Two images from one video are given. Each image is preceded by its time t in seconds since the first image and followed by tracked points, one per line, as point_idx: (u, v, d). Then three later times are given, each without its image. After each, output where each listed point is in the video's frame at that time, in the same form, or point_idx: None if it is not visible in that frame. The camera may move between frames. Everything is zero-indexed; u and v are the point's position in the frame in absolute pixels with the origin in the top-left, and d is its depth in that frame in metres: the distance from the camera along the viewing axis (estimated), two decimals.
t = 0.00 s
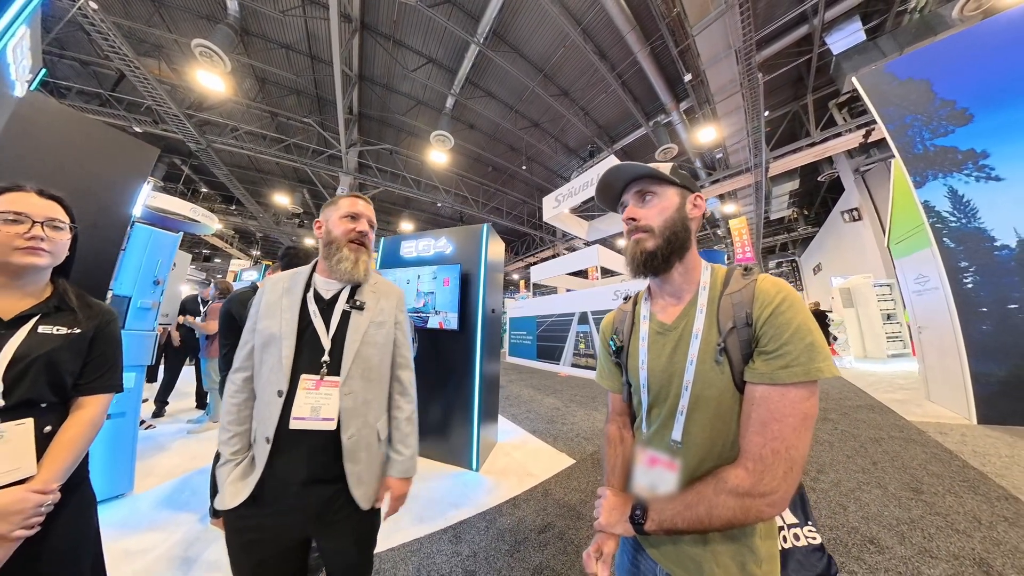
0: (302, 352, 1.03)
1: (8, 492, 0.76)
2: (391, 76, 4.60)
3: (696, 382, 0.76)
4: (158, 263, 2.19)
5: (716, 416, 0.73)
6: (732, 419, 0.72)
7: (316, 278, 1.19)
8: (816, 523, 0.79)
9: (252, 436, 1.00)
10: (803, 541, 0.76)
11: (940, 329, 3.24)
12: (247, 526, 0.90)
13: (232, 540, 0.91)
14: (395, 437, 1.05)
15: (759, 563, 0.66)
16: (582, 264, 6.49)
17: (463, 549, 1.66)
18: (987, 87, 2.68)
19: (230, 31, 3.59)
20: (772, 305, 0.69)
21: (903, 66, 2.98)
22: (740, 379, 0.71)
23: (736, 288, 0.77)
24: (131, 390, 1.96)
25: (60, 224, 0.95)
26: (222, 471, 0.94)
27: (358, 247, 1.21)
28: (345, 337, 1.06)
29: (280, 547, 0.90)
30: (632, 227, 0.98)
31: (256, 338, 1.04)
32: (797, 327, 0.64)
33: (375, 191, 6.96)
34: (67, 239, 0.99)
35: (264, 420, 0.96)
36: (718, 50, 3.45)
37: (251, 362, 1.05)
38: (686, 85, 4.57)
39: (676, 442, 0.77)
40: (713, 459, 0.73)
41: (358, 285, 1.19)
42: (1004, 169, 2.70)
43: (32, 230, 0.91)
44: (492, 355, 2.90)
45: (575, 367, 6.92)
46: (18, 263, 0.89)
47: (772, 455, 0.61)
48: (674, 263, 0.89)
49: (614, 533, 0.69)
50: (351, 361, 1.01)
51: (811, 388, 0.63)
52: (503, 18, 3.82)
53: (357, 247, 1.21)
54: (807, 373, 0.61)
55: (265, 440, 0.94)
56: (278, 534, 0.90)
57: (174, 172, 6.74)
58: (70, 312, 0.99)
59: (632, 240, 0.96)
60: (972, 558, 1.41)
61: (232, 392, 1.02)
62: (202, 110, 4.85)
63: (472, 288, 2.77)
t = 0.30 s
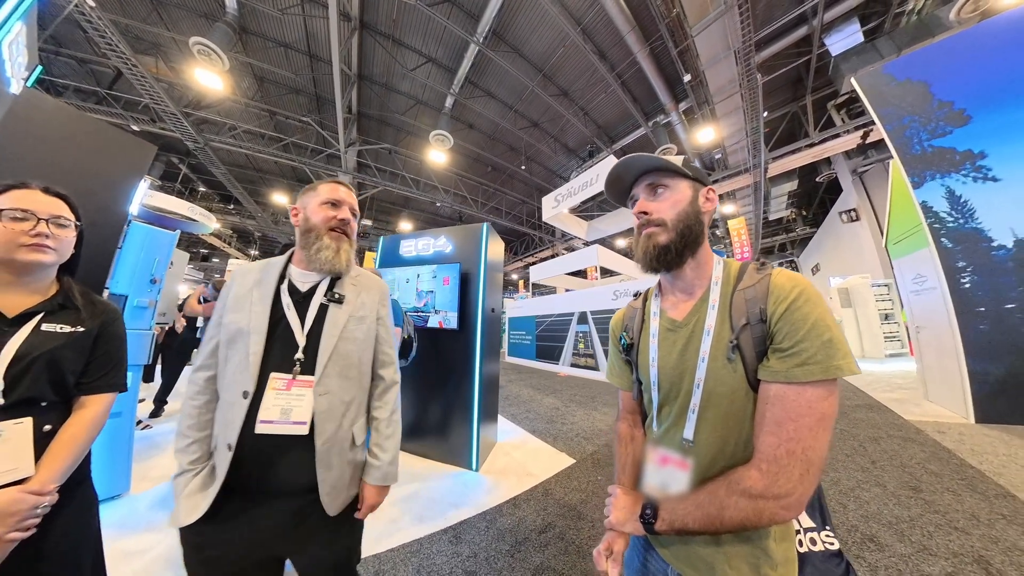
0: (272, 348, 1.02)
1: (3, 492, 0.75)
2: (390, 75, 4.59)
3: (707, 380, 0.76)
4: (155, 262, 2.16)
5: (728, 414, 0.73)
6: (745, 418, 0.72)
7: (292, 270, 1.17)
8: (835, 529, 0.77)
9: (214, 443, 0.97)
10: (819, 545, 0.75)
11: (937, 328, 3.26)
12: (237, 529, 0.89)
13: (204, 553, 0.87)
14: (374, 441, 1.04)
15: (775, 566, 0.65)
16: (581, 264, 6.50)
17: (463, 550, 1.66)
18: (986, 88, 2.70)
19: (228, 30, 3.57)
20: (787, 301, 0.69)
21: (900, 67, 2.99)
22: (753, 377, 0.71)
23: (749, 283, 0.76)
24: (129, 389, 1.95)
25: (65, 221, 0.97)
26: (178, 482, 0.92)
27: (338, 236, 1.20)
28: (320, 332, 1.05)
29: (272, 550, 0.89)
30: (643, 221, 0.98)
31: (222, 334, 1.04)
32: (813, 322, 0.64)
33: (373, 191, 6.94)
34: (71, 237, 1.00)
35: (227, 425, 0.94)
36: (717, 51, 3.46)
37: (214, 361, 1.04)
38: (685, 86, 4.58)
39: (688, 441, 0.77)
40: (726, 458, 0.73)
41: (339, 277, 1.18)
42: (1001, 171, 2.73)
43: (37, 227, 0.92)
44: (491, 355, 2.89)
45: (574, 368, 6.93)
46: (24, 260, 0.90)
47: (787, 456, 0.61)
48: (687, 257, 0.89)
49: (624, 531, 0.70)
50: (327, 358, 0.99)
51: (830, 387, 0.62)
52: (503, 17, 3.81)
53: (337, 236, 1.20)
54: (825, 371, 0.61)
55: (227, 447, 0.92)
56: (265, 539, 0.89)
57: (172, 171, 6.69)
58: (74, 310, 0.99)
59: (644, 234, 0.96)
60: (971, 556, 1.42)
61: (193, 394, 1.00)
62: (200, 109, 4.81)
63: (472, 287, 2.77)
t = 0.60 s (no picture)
0: (245, 353, 0.99)
1: None
2: (390, 75, 4.58)
3: (718, 383, 0.76)
4: (153, 261, 2.13)
5: (740, 418, 0.73)
6: (757, 423, 0.72)
7: (269, 266, 1.17)
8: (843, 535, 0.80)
9: (177, 457, 0.95)
10: (826, 550, 0.78)
11: (936, 329, 3.28)
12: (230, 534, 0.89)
13: (196, 557, 0.86)
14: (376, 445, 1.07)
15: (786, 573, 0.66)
16: (580, 264, 6.51)
17: (463, 552, 1.65)
18: (984, 90, 2.72)
19: (226, 28, 3.55)
20: (800, 304, 0.69)
21: (899, 70, 3.00)
22: (766, 381, 0.71)
23: (759, 285, 0.76)
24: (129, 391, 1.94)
25: (65, 223, 0.98)
26: (136, 501, 0.88)
27: (301, 224, 1.16)
28: (301, 333, 1.03)
29: (266, 556, 0.88)
30: (653, 222, 0.98)
31: (190, 336, 1.00)
32: (827, 326, 0.65)
33: (373, 190, 6.93)
34: (72, 238, 1.01)
35: (192, 437, 0.91)
36: (716, 52, 3.47)
37: (181, 365, 1.01)
38: (684, 87, 4.59)
39: (698, 445, 0.77)
40: (738, 463, 0.73)
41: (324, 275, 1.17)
42: (999, 172, 2.74)
43: (37, 230, 0.93)
44: (491, 355, 2.88)
45: (574, 368, 6.94)
46: (23, 263, 0.91)
47: (801, 461, 0.61)
48: (698, 259, 0.89)
49: (633, 537, 0.70)
50: (311, 365, 0.97)
51: (846, 391, 0.62)
52: (503, 17, 3.81)
53: (300, 224, 1.16)
54: (840, 375, 0.61)
55: (191, 462, 0.89)
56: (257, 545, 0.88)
57: (170, 170, 6.65)
58: (75, 313, 1.00)
59: (655, 234, 0.95)
60: (970, 556, 1.43)
61: (157, 402, 0.97)
62: (198, 108, 4.78)
63: (472, 288, 2.76)
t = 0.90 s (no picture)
0: (243, 353, 0.99)
1: None
2: (389, 75, 4.58)
3: (708, 384, 0.76)
4: (152, 262, 2.13)
5: (729, 419, 0.74)
6: (746, 423, 0.73)
7: (270, 270, 1.18)
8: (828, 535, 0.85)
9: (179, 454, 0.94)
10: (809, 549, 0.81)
11: (931, 329, 3.30)
12: (226, 533, 0.89)
13: (196, 553, 0.88)
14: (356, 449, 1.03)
15: (775, 571, 0.67)
16: (578, 264, 6.52)
17: (461, 551, 1.65)
18: (979, 92, 2.74)
19: (225, 27, 3.55)
20: (787, 307, 0.70)
21: (897, 71, 3.02)
22: (754, 382, 0.72)
23: (749, 288, 0.77)
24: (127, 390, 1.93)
25: (61, 224, 0.97)
26: (137, 498, 0.87)
27: (279, 222, 1.15)
28: (295, 334, 1.03)
29: (260, 555, 0.88)
30: (647, 224, 0.98)
31: (191, 336, 1.01)
32: (814, 329, 0.65)
33: (372, 190, 6.92)
34: (71, 241, 1.01)
35: (192, 436, 0.91)
36: (715, 53, 3.48)
37: (182, 364, 1.02)
38: (683, 88, 4.61)
39: (688, 446, 0.77)
40: (728, 462, 0.74)
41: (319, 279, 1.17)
42: (994, 174, 2.75)
43: (33, 231, 0.93)
44: (489, 355, 2.88)
45: (572, 368, 6.95)
46: (20, 264, 0.91)
47: (788, 460, 0.62)
48: (689, 262, 0.90)
49: (624, 537, 0.71)
50: (306, 366, 0.97)
51: (831, 391, 0.63)
52: (503, 17, 3.81)
53: (278, 221, 1.16)
54: (826, 377, 0.62)
55: (190, 460, 0.89)
56: (250, 545, 0.88)
57: (168, 169, 6.63)
58: (74, 315, 1.00)
59: (647, 237, 0.96)
60: (962, 554, 1.44)
61: (158, 401, 0.98)
62: (196, 107, 4.77)
63: (470, 288, 2.76)
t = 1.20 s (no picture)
0: (264, 355, 1.00)
1: None
2: (388, 74, 4.57)
3: (702, 387, 0.77)
4: (149, 262, 2.13)
5: (723, 420, 0.74)
6: (741, 425, 0.73)
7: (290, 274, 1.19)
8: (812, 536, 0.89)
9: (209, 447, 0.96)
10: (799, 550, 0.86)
11: (928, 330, 3.32)
12: (237, 530, 0.88)
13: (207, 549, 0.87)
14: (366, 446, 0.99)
15: (769, 571, 0.67)
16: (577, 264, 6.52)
17: (459, 551, 1.65)
18: (976, 95, 2.76)
19: (223, 26, 3.54)
20: (781, 309, 0.70)
21: (894, 73, 3.07)
22: (749, 383, 0.72)
23: (742, 291, 0.78)
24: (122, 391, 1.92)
25: (43, 222, 0.92)
26: (172, 487, 0.89)
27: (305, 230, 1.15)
28: (311, 337, 1.02)
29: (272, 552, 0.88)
30: (642, 228, 0.98)
31: (218, 338, 1.02)
32: (807, 331, 0.65)
33: (370, 190, 6.91)
34: (55, 239, 0.96)
35: (218, 430, 0.92)
36: (714, 54, 3.48)
37: (210, 364, 1.03)
38: (682, 88, 4.62)
39: (683, 447, 0.77)
40: (723, 464, 0.74)
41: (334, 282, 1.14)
42: (989, 176, 2.78)
43: (11, 228, 0.88)
44: (488, 355, 2.87)
45: (571, 368, 6.96)
46: None
47: (782, 462, 0.62)
48: (685, 265, 0.90)
49: (620, 540, 0.71)
50: (321, 366, 0.95)
51: (824, 393, 0.63)
52: (502, 17, 3.80)
53: (303, 229, 1.16)
54: (819, 378, 0.62)
55: (217, 452, 0.90)
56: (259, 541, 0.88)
57: (165, 168, 6.60)
58: (59, 316, 0.94)
59: (643, 240, 0.96)
60: (958, 554, 1.45)
61: (189, 398, 0.99)
62: (194, 105, 4.75)
63: (469, 288, 2.76)
